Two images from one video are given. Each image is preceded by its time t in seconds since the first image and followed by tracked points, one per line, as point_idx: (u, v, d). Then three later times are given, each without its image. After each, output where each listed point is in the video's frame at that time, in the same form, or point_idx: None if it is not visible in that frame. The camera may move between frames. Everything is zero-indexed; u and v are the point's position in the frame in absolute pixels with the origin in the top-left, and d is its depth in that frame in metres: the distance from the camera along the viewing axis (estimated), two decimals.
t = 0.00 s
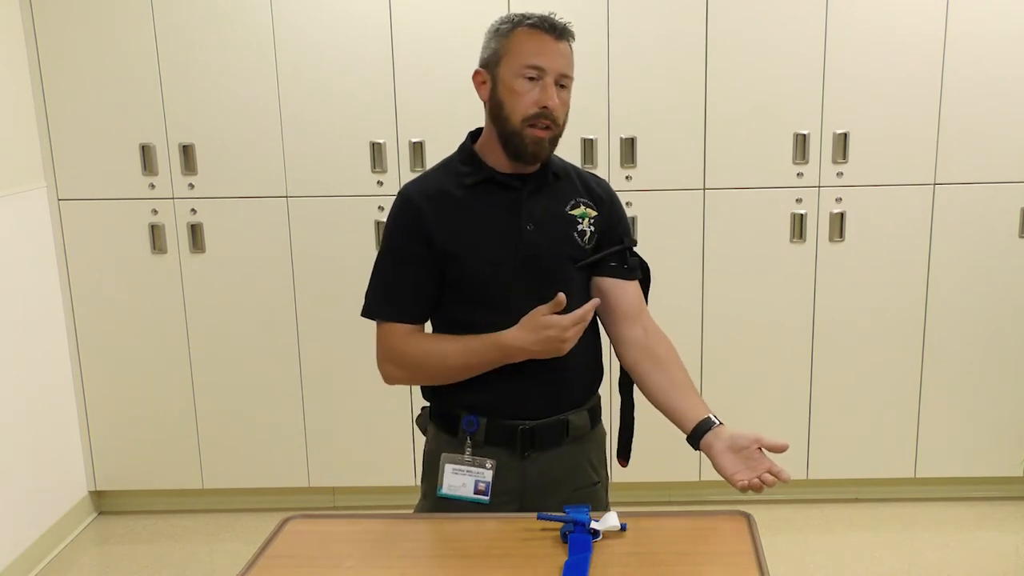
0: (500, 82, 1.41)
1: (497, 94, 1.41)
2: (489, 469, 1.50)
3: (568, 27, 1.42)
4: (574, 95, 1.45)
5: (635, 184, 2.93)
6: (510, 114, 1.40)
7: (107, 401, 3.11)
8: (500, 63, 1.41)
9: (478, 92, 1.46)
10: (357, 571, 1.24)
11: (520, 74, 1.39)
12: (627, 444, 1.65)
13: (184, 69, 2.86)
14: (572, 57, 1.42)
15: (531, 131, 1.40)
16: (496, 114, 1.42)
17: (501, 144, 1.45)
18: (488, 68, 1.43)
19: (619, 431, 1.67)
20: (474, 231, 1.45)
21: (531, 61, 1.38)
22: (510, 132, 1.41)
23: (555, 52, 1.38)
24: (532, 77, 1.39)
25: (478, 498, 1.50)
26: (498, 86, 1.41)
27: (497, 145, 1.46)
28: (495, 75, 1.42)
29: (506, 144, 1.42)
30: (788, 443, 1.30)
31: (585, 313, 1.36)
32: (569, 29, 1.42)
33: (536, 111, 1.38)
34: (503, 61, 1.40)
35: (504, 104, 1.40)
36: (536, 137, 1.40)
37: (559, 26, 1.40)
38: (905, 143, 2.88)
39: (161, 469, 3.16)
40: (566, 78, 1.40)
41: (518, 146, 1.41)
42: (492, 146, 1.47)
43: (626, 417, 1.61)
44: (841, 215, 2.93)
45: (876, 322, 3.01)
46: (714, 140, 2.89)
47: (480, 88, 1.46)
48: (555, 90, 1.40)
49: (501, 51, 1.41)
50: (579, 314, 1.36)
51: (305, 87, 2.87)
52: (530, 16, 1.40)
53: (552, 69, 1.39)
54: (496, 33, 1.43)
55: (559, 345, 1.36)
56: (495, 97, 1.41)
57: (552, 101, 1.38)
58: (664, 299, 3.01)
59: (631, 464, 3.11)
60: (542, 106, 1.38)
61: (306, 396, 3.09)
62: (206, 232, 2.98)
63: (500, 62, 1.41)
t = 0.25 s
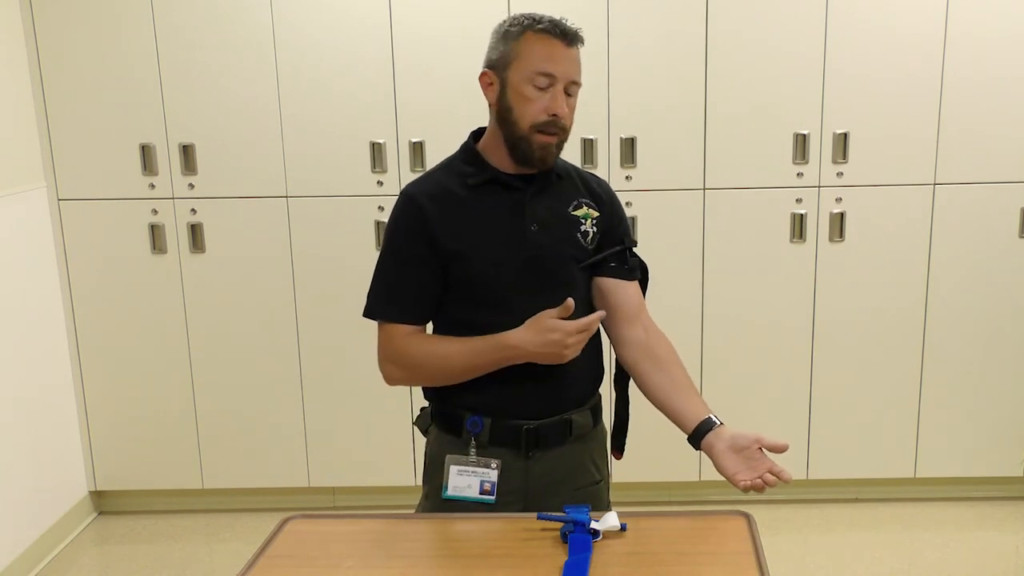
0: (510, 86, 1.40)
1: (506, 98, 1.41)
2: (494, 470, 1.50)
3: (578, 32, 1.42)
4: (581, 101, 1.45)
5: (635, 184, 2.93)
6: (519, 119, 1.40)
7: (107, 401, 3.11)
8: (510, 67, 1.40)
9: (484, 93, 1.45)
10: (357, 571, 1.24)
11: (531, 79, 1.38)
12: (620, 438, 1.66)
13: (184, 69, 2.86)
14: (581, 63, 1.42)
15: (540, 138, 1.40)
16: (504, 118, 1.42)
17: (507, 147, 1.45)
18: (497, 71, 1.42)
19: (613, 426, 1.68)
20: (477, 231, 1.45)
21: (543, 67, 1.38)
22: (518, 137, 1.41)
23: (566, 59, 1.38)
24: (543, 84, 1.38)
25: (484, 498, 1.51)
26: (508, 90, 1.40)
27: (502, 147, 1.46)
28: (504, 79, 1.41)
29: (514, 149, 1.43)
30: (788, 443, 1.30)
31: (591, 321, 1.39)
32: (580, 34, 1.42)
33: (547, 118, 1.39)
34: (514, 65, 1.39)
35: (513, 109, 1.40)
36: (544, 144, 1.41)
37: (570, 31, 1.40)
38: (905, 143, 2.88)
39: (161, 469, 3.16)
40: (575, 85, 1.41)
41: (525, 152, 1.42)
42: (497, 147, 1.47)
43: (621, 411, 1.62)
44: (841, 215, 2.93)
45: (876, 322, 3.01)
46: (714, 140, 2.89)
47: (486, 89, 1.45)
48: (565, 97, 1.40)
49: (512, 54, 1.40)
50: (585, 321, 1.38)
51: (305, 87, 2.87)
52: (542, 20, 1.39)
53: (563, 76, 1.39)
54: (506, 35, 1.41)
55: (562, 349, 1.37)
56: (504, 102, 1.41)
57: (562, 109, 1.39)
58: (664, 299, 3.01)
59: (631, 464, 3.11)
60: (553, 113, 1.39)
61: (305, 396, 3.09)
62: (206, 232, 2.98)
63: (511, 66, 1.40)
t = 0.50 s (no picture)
0: (530, 99, 1.38)
1: (525, 110, 1.39)
2: (495, 467, 1.50)
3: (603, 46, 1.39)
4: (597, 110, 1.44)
5: (635, 184, 2.93)
6: (536, 134, 1.40)
7: (107, 401, 3.11)
8: (533, 80, 1.37)
9: (501, 98, 1.42)
10: (356, 571, 1.24)
11: (552, 98, 1.37)
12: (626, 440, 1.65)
13: (183, 69, 2.86)
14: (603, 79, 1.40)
15: (555, 154, 1.41)
16: (521, 129, 1.41)
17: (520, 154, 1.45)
18: (518, 80, 1.39)
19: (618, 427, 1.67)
20: (484, 230, 1.45)
21: (565, 87, 1.36)
22: (534, 151, 1.41)
23: (589, 79, 1.36)
24: (564, 103, 1.37)
25: (484, 496, 1.50)
26: (528, 103, 1.39)
27: (514, 151, 1.47)
28: (525, 91, 1.38)
29: (528, 160, 1.43)
30: (794, 443, 1.31)
31: (569, 374, 1.34)
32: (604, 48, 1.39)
33: (564, 138, 1.39)
34: (536, 79, 1.37)
35: (533, 124, 1.39)
36: (559, 160, 1.42)
37: (595, 48, 1.37)
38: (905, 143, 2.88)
39: (160, 469, 3.16)
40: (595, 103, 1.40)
41: (539, 165, 1.43)
42: (509, 150, 1.47)
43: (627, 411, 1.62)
44: (841, 215, 2.93)
45: (876, 322, 3.01)
46: (714, 140, 2.89)
47: (504, 94, 1.42)
48: (585, 114, 1.39)
49: (535, 67, 1.37)
50: (562, 370, 1.34)
51: (305, 87, 2.87)
52: (567, 35, 1.35)
53: (585, 96, 1.37)
54: (530, 44, 1.37)
55: (529, 392, 1.35)
56: (524, 114, 1.39)
57: (581, 129, 1.39)
58: (664, 299, 3.01)
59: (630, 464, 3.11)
60: (571, 133, 1.39)
61: (306, 396, 3.09)
62: (206, 232, 2.98)
63: (533, 80, 1.37)
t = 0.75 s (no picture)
0: (554, 113, 1.37)
1: (548, 123, 1.38)
2: (500, 463, 1.51)
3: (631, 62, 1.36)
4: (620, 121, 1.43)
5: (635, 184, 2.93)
6: (558, 148, 1.39)
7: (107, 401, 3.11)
8: (558, 95, 1.36)
9: (525, 106, 1.41)
10: (357, 571, 1.24)
11: (577, 115, 1.35)
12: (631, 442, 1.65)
13: (183, 69, 2.86)
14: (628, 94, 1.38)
15: (576, 167, 1.41)
16: (543, 141, 1.40)
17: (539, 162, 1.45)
18: (543, 92, 1.37)
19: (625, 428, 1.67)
20: (496, 235, 1.45)
21: (590, 106, 1.34)
22: (554, 163, 1.41)
23: (615, 98, 1.35)
24: (588, 121, 1.36)
25: (489, 491, 1.51)
26: (551, 116, 1.37)
27: (534, 158, 1.46)
28: (550, 105, 1.37)
29: (548, 170, 1.43)
30: (798, 453, 1.29)
31: (538, 405, 1.33)
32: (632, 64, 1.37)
33: (585, 154, 1.39)
34: (562, 95, 1.35)
35: (555, 138, 1.38)
36: (579, 173, 1.42)
37: (624, 66, 1.35)
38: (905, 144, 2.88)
39: (160, 469, 3.16)
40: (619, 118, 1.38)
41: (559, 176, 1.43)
42: (529, 155, 1.47)
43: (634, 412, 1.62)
44: (841, 215, 2.93)
45: (876, 322, 3.01)
46: (714, 141, 2.89)
47: (529, 102, 1.41)
48: (607, 131, 1.39)
49: (561, 83, 1.34)
50: (530, 401, 1.33)
51: (305, 87, 2.87)
52: (596, 52, 1.33)
53: (609, 113, 1.36)
54: (558, 59, 1.35)
55: (500, 416, 1.35)
56: (547, 127, 1.38)
57: (602, 145, 1.38)
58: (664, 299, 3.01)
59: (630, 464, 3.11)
60: (592, 149, 1.38)
61: (306, 396, 3.09)
62: (206, 232, 2.98)
63: (558, 94, 1.35)
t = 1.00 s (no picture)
0: (555, 106, 1.38)
1: (550, 116, 1.39)
2: (505, 458, 1.52)
3: (632, 52, 1.36)
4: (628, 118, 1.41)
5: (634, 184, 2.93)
6: (560, 141, 1.39)
7: (107, 402, 3.11)
8: (558, 87, 1.37)
9: (532, 103, 1.43)
10: (357, 571, 1.24)
11: (575, 105, 1.35)
12: (644, 440, 1.66)
13: (183, 69, 2.86)
14: (632, 85, 1.37)
15: (579, 161, 1.40)
16: (547, 135, 1.41)
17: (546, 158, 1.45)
18: (546, 86, 1.39)
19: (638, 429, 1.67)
20: (508, 236, 1.46)
21: (588, 95, 1.34)
22: (558, 158, 1.41)
23: (614, 87, 1.34)
24: (587, 111, 1.35)
25: (494, 486, 1.52)
26: (553, 108, 1.38)
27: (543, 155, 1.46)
28: (552, 98, 1.38)
29: (553, 166, 1.43)
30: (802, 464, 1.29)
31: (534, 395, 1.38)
32: (633, 54, 1.36)
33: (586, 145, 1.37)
34: (561, 86, 1.36)
35: (557, 130, 1.39)
36: (583, 167, 1.41)
37: (623, 55, 1.34)
38: (904, 144, 2.88)
39: (160, 469, 3.16)
40: (621, 110, 1.37)
41: (564, 171, 1.42)
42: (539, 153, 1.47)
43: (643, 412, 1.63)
44: (841, 215, 2.93)
45: (876, 322, 3.01)
46: (714, 140, 2.89)
47: (535, 99, 1.43)
48: (609, 123, 1.37)
49: (561, 75, 1.36)
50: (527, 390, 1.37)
51: (305, 87, 2.87)
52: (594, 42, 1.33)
53: (608, 104, 1.35)
54: (559, 51, 1.36)
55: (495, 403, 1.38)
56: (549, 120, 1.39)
57: (604, 137, 1.37)
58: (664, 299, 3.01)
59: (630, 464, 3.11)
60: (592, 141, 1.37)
61: (306, 396, 3.09)
62: (206, 232, 2.98)
63: (558, 86, 1.36)
